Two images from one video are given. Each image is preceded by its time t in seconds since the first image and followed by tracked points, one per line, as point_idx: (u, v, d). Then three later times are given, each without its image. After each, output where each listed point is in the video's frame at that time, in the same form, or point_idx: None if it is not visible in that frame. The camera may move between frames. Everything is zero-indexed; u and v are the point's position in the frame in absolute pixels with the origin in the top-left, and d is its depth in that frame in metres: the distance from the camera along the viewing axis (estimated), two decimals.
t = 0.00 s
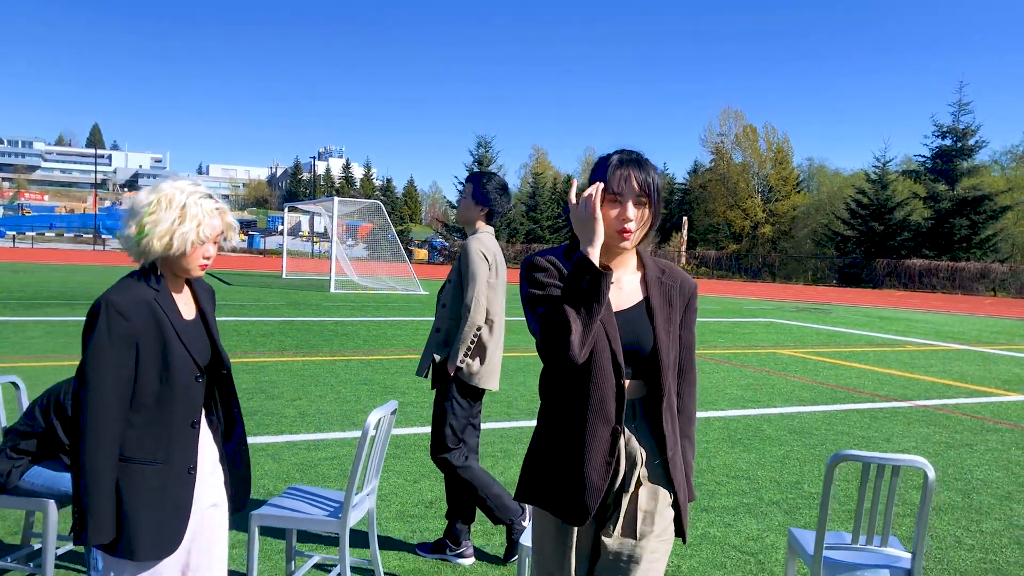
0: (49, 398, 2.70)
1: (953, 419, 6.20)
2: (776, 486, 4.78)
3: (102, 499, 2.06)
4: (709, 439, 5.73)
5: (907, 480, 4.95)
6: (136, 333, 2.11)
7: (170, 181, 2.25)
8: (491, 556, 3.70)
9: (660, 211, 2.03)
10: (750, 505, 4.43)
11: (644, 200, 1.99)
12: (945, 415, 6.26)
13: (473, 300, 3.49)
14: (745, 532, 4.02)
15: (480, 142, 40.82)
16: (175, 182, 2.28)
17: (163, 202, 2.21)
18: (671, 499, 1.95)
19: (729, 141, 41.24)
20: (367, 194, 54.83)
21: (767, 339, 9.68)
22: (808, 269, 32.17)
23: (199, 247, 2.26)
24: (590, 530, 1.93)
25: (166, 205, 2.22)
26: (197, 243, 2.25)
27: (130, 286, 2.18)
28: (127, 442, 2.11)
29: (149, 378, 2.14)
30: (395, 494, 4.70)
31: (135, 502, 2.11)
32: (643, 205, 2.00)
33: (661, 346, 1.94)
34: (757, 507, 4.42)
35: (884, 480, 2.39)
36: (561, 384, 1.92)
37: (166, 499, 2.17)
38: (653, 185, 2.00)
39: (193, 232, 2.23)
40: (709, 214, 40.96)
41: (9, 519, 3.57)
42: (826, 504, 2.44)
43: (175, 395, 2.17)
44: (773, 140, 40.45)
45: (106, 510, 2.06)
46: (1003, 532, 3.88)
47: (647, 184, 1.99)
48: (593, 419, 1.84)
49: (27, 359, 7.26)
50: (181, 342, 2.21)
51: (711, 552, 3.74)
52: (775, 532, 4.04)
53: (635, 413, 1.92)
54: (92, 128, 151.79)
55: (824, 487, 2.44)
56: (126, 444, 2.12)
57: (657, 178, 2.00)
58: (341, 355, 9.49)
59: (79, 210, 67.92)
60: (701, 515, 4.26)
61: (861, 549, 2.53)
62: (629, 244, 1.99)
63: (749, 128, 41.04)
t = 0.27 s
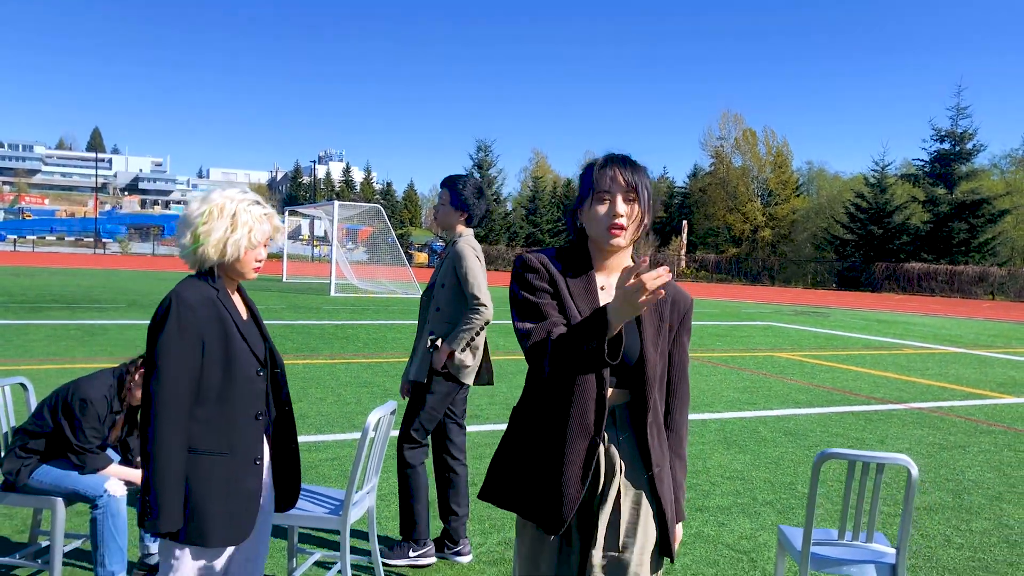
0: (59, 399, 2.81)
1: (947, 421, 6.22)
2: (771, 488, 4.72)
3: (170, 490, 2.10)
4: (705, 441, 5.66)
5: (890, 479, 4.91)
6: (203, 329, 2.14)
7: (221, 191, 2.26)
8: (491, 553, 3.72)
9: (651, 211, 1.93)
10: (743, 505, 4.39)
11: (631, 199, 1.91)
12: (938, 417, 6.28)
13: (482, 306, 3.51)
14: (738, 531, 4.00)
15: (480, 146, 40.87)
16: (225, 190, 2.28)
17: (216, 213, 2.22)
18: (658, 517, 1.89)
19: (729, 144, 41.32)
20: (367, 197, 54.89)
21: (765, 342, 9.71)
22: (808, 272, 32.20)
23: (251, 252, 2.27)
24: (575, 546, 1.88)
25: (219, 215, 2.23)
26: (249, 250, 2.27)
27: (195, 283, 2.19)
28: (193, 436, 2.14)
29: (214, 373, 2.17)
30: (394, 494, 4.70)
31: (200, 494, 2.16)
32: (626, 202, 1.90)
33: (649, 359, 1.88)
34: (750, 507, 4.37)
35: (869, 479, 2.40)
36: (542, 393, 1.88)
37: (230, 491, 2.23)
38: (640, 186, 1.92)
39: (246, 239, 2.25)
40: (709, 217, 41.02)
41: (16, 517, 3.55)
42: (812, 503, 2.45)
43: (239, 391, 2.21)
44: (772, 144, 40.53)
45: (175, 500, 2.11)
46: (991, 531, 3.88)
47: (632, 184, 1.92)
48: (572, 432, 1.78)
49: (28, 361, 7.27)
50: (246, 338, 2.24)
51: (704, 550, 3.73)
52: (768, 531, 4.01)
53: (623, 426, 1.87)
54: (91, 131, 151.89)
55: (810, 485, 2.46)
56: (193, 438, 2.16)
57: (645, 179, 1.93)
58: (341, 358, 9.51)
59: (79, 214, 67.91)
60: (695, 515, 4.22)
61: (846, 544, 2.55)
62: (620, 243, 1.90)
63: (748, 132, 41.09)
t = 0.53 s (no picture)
0: (69, 398, 2.84)
1: (943, 423, 6.22)
2: (766, 488, 4.58)
3: (207, 480, 2.11)
4: (703, 442, 5.51)
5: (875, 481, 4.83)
6: (240, 324, 2.17)
7: (260, 199, 2.28)
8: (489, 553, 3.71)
9: (643, 209, 1.92)
10: (739, 504, 4.26)
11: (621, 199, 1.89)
12: (934, 419, 6.28)
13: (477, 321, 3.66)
14: (733, 529, 3.86)
15: (481, 149, 40.91)
16: (265, 198, 2.32)
17: (256, 221, 2.25)
18: (645, 529, 1.86)
19: (729, 148, 41.37)
20: (368, 201, 54.96)
21: (763, 346, 9.71)
22: (808, 276, 32.18)
23: (292, 256, 2.30)
24: (562, 553, 1.88)
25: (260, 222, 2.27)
26: (290, 253, 2.29)
27: (236, 282, 2.24)
28: (228, 428, 2.17)
29: (250, 367, 2.20)
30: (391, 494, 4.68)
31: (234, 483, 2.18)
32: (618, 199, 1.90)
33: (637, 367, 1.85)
34: (745, 505, 4.23)
35: (859, 475, 2.38)
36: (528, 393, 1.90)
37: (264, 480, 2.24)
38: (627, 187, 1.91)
39: (285, 244, 2.27)
40: (709, 221, 41.05)
41: (23, 515, 3.56)
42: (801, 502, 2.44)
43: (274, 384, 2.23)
44: (773, 147, 40.57)
45: (211, 490, 2.11)
46: (983, 530, 3.88)
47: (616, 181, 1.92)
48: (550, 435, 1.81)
49: (30, 363, 7.28)
50: (281, 335, 2.26)
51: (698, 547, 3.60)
52: (763, 528, 3.88)
53: (609, 434, 1.85)
54: (94, 133, 152.03)
55: (799, 485, 2.45)
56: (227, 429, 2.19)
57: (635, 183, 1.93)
58: (340, 360, 9.49)
59: (81, 218, 67.99)
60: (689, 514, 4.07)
61: (836, 539, 2.53)
62: (607, 241, 1.89)
63: (749, 136, 41.15)
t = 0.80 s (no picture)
0: (82, 397, 2.87)
1: (941, 424, 6.23)
2: (765, 486, 4.50)
3: (240, 483, 2.18)
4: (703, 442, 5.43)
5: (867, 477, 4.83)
6: (273, 327, 2.23)
7: (301, 202, 2.37)
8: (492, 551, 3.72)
9: (631, 208, 1.91)
10: (738, 502, 4.18)
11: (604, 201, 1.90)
12: (932, 420, 6.29)
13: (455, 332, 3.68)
14: (731, 527, 3.81)
15: (484, 152, 40.92)
16: (305, 204, 2.40)
17: (295, 222, 2.33)
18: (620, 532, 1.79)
19: (732, 150, 41.39)
20: (372, 203, 55.03)
21: (765, 348, 9.73)
22: (811, 278, 32.14)
23: (329, 257, 2.34)
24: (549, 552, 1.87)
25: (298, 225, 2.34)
26: (327, 255, 2.34)
27: (270, 288, 2.29)
28: (263, 429, 2.22)
29: (283, 371, 2.24)
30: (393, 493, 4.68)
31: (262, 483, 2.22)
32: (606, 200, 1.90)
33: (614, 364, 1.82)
34: (744, 504, 4.16)
35: (850, 472, 2.41)
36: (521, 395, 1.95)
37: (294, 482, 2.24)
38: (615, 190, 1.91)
39: (322, 244, 2.33)
40: (712, 223, 41.06)
41: (35, 512, 3.58)
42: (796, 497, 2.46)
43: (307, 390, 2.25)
44: (776, 149, 40.58)
45: (243, 490, 2.18)
46: (978, 528, 3.89)
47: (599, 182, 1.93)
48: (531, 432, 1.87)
49: (35, 365, 7.30)
50: (314, 343, 2.29)
51: (696, 545, 3.56)
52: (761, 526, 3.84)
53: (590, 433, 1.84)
54: (98, 136, 152.55)
55: (793, 481, 2.48)
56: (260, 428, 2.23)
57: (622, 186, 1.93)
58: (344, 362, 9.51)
59: (85, 220, 68.03)
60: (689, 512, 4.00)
61: (828, 534, 2.56)
62: (593, 242, 1.90)
63: (751, 138, 41.16)
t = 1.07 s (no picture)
0: (99, 395, 2.92)
1: (945, 424, 6.24)
2: (767, 485, 4.50)
3: (296, 482, 2.21)
4: (709, 441, 5.42)
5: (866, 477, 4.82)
6: (318, 334, 2.26)
7: (346, 206, 2.43)
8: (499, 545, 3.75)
9: (617, 205, 1.84)
10: (741, 501, 4.18)
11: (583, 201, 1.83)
12: (936, 420, 6.30)
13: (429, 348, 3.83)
14: (735, 524, 3.82)
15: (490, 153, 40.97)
16: (349, 208, 2.46)
17: (339, 225, 2.38)
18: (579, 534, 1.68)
19: (739, 152, 41.38)
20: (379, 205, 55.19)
21: (770, 349, 9.76)
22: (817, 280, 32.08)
23: (372, 260, 2.40)
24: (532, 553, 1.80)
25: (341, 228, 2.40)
26: (371, 256, 2.39)
27: (314, 296, 2.33)
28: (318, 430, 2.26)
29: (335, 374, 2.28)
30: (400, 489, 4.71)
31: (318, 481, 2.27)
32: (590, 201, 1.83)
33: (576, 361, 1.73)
34: (749, 503, 4.16)
35: (849, 468, 2.44)
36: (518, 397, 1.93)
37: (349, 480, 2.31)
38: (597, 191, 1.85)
39: (366, 245, 2.37)
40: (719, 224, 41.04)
41: (52, 508, 3.64)
42: (796, 494, 2.48)
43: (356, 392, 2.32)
44: (783, 151, 40.55)
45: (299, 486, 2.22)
46: (979, 526, 3.90)
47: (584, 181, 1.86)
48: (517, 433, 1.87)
49: (48, 365, 7.37)
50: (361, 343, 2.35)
51: (700, 542, 3.56)
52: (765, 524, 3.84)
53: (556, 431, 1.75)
54: (105, 139, 153.26)
55: (795, 477, 2.50)
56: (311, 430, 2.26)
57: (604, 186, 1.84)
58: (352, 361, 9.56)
59: (93, 222, 68.39)
60: (694, 510, 4.01)
61: (828, 530, 2.57)
62: (576, 244, 1.83)
63: (758, 140, 41.14)
